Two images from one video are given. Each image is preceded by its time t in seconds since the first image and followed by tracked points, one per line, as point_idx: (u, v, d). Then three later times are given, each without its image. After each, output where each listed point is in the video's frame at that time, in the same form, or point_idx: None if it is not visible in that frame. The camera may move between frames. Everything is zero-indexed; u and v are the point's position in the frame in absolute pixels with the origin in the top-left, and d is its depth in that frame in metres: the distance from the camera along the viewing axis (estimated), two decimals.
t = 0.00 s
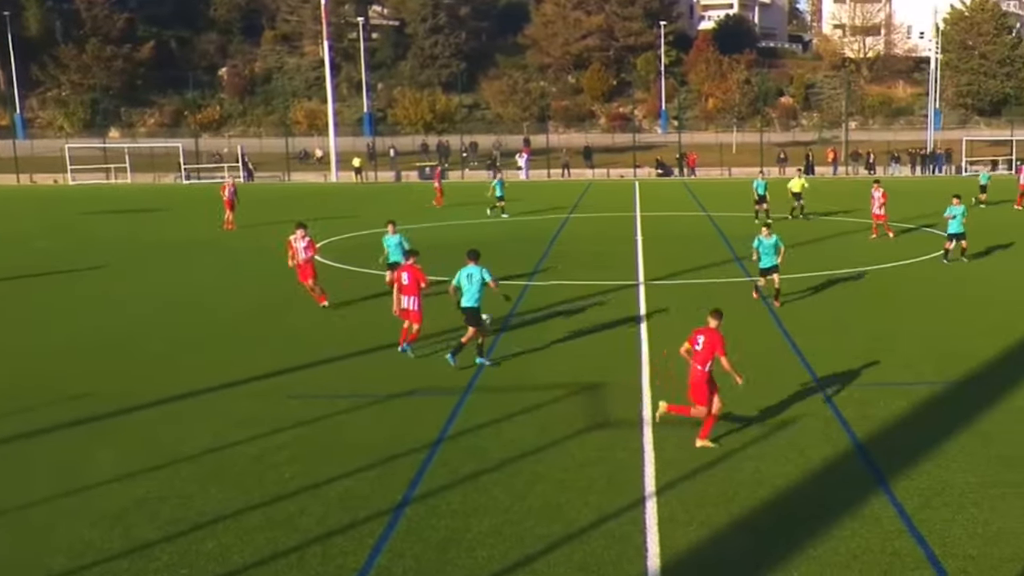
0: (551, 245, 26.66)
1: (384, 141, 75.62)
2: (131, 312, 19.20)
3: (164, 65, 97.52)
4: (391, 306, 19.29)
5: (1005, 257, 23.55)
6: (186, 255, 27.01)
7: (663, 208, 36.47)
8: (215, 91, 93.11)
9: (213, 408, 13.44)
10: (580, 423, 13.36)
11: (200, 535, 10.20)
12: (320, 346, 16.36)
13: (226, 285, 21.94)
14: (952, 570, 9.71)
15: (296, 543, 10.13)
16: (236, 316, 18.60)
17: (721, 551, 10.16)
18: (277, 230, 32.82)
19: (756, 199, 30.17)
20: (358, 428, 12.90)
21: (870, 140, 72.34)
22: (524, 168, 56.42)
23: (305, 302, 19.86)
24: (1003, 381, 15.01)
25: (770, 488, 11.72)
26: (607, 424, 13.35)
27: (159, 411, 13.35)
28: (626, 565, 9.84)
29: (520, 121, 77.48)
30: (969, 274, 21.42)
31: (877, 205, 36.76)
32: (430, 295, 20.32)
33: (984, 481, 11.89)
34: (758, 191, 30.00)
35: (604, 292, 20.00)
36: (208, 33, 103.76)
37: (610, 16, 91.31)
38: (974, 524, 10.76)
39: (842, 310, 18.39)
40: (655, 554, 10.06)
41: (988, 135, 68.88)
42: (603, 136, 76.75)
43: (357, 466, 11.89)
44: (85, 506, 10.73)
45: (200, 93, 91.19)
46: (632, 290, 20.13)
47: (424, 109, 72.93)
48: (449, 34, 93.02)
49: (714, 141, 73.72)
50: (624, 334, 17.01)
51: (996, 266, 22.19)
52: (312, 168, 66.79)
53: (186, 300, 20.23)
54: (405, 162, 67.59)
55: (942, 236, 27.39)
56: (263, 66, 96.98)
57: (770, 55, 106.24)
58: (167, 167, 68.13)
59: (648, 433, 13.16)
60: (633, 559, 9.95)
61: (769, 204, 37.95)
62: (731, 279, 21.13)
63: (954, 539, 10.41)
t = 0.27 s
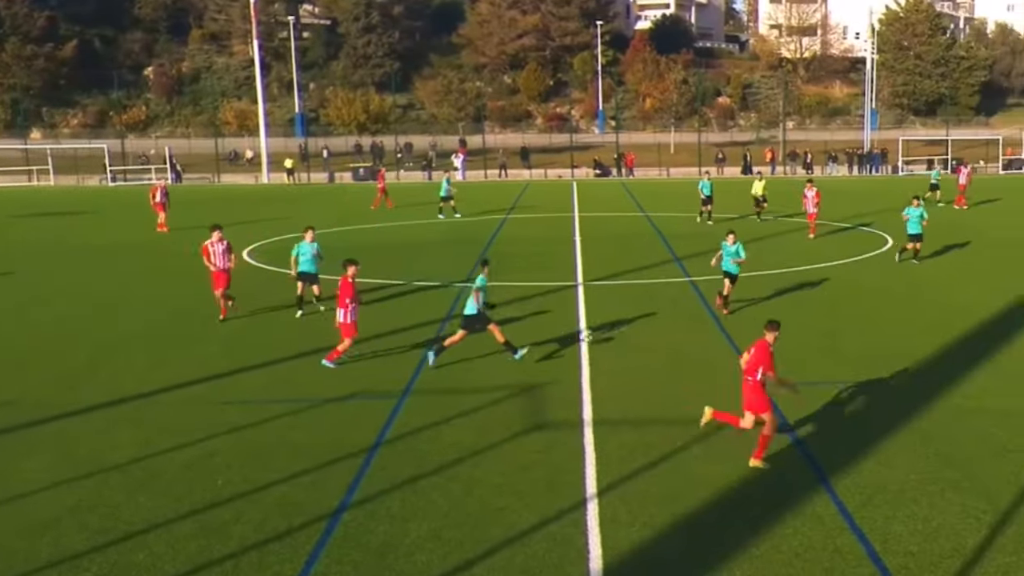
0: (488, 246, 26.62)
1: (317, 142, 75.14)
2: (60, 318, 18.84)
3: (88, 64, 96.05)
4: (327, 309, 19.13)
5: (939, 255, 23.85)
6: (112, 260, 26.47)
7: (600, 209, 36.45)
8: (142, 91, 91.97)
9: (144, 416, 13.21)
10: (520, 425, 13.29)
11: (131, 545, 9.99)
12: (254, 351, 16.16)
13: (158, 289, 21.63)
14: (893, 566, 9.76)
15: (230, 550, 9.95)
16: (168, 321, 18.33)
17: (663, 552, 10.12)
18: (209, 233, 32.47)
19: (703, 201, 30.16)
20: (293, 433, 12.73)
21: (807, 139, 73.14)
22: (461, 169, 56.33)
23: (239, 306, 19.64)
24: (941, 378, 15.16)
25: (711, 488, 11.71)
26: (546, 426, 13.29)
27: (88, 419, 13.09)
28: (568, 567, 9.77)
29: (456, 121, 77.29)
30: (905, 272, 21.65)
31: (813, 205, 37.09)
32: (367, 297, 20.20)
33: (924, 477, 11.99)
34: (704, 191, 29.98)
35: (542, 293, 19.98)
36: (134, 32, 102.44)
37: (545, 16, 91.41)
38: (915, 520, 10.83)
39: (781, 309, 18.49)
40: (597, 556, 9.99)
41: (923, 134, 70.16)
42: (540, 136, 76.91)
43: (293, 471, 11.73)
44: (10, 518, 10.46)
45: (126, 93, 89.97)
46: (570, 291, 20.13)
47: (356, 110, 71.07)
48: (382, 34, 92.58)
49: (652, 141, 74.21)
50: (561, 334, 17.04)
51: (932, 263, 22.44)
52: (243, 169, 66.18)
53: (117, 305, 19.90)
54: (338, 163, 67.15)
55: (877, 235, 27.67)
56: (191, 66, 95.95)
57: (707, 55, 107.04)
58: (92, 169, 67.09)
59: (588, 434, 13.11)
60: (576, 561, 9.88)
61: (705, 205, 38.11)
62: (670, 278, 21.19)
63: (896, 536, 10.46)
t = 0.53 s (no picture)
0: (419, 247, 26.49)
1: (242, 144, 74.30)
2: None
3: (3, 64, 94.05)
4: (255, 313, 18.89)
5: (872, 254, 24.09)
6: (34, 265, 25.95)
7: (534, 211, 36.33)
8: (58, 91, 90.30)
9: (65, 425, 12.93)
10: (454, 429, 13.18)
11: (55, 556, 9.76)
12: (181, 357, 15.90)
13: (80, 294, 21.21)
14: (832, 565, 9.77)
15: (156, 561, 9.73)
16: (92, 327, 17.97)
17: (600, 554, 10.04)
18: (135, 236, 31.96)
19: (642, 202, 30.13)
20: (221, 440, 12.52)
21: (741, 139, 73.66)
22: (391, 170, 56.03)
23: (164, 312, 19.32)
24: (875, 376, 15.28)
25: (649, 489, 11.67)
26: (481, 430, 13.18)
27: (8, 428, 12.81)
28: (506, 571, 9.66)
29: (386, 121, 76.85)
30: (839, 272, 21.83)
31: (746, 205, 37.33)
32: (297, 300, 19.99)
33: (861, 475, 12.04)
34: (644, 193, 29.98)
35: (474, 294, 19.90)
36: (50, 30, 100.71)
37: (476, 16, 91.03)
38: (852, 518, 10.86)
39: (718, 310, 18.54)
40: (535, 560, 9.90)
41: (854, 134, 71.10)
42: (472, 137, 76.75)
43: (221, 479, 11.53)
44: None
45: (42, 94, 88.24)
46: (504, 292, 20.07)
47: (283, 110, 70.50)
48: (308, 33, 91.67)
49: (585, 141, 74.45)
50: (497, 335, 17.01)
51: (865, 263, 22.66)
52: (167, 171, 65.25)
53: (37, 312, 19.48)
54: (265, 165, 66.50)
55: (811, 235, 27.88)
56: (111, 65, 94.43)
57: (640, 55, 107.41)
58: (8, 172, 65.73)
59: (524, 437, 13.02)
60: (513, 565, 9.78)
61: (639, 206, 38.20)
62: (604, 279, 21.23)
63: (834, 533, 10.48)
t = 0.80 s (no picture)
0: (349, 249, 26.25)
1: (162, 144, 73.15)
2: None
3: None
4: (180, 317, 18.57)
5: (804, 253, 24.24)
6: None
7: (464, 211, 36.11)
8: None
9: None
10: (385, 433, 13.02)
11: None
12: (104, 363, 15.56)
13: None
14: (766, 563, 9.76)
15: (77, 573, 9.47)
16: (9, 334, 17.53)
17: (534, 557, 9.94)
18: (55, 239, 31.33)
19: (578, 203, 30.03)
20: (144, 448, 12.26)
21: (672, 140, 74.11)
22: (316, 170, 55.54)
23: (85, 318, 18.93)
24: (808, 375, 15.34)
25: (584, 491, 11.59)
26: (413, 433, 13.03)
27: None
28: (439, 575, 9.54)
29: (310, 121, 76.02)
30: (773, 271, 21.93)
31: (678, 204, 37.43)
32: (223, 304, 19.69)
33: (795, 473, 12.06)
34: (582, 193, 29.92)
35: (405, 296, 19.75)
36: None
37: (402, 14, 90.22)
38: (786, 516, 10.87)
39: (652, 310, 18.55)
40: (469, 563, 9.78)
41: (783, 133, 71.92)
42: (399, 137, 76.37)
43: (144, 487, 11.27)
44: None
45: None
46: (434, 294, 19.94)
47: (204, 110, 70.23)
48: (229, 31, 90.30)
49: (515, 141, 74.60)
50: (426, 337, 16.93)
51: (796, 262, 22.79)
52: (85, 173, 64.11)
53: None
54: (187, 166, 65.59)
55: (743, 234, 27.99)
56: (24, 64, 92.33)
57: (569, 54, 107.39)
58: None
59: (456, 440, 12.90)
60: (446, 569, 9.65)
61: (571, 206, 38.14)
62: (536, 280, 21.17)
63: (769, 532, 10.48)
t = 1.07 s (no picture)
0: (277, 252, 25.96)
1: (81, 145, 71.78)
2: None
3: None
4: (105, 323, 18.21)
5: (739, 254, 24.34)
6: None
7: (396, 213, 35.86)
8: None
9: None
10: (316, 438, 12.83)
11: None
12: (25, 371, 15.20)
13: None
14: (704, 563, 9.71)
15: None
16: None
17: (469, 561, 9.82)
18: None
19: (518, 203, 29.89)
20: (67, 457, 11.97)
21: (605, 139, 74.54)
22: (241, 172, 54.89)
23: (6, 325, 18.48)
24: (743, 374, 15.36)
25: (520, 493, 11.49)
26: (345, 437, 12.86)
27: None
28: None
29: (234, 121, 74.88)
30: (708, 271, 21.96)
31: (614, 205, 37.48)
32: (151, 309, 19.35)
33: (732, 473, 12.04)
34: (521, 193, 29.84)
35: (335, 299, 19.57)
36: None
37: (328, 13, 88.85)
38: (723, 516, 10.84)
39: (589, 311, 18.53)
40: (404, 569, 9.64)
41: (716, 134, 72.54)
42: (326, 138, 75.81)
43: (67, 498, 10.99)
44: None
45: None
46: (365, 296, 19.77)
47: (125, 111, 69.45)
48: (150, 30, 88.49)
49: (445, 141, 74.71)
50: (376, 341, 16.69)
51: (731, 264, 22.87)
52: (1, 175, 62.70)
53: None
54: (107, 168, 64.37)
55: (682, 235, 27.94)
56: None
57: (499, 54, 106.88)
58: None
59: (390, 444, 12.74)
60: None
61: (506, 206, 38.04)
62: (469, 281, 21.07)
63: (707, 532, 10.44)
